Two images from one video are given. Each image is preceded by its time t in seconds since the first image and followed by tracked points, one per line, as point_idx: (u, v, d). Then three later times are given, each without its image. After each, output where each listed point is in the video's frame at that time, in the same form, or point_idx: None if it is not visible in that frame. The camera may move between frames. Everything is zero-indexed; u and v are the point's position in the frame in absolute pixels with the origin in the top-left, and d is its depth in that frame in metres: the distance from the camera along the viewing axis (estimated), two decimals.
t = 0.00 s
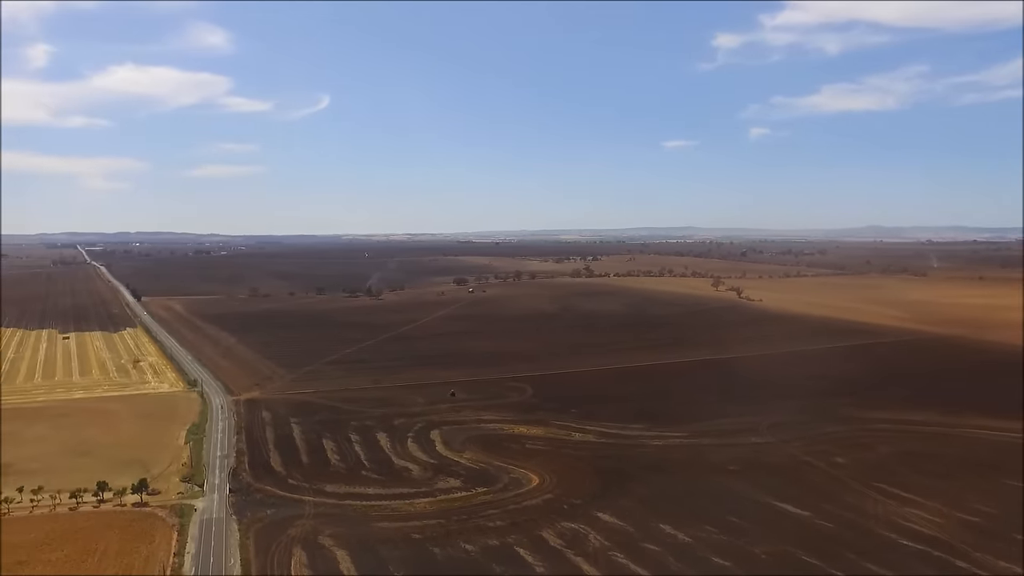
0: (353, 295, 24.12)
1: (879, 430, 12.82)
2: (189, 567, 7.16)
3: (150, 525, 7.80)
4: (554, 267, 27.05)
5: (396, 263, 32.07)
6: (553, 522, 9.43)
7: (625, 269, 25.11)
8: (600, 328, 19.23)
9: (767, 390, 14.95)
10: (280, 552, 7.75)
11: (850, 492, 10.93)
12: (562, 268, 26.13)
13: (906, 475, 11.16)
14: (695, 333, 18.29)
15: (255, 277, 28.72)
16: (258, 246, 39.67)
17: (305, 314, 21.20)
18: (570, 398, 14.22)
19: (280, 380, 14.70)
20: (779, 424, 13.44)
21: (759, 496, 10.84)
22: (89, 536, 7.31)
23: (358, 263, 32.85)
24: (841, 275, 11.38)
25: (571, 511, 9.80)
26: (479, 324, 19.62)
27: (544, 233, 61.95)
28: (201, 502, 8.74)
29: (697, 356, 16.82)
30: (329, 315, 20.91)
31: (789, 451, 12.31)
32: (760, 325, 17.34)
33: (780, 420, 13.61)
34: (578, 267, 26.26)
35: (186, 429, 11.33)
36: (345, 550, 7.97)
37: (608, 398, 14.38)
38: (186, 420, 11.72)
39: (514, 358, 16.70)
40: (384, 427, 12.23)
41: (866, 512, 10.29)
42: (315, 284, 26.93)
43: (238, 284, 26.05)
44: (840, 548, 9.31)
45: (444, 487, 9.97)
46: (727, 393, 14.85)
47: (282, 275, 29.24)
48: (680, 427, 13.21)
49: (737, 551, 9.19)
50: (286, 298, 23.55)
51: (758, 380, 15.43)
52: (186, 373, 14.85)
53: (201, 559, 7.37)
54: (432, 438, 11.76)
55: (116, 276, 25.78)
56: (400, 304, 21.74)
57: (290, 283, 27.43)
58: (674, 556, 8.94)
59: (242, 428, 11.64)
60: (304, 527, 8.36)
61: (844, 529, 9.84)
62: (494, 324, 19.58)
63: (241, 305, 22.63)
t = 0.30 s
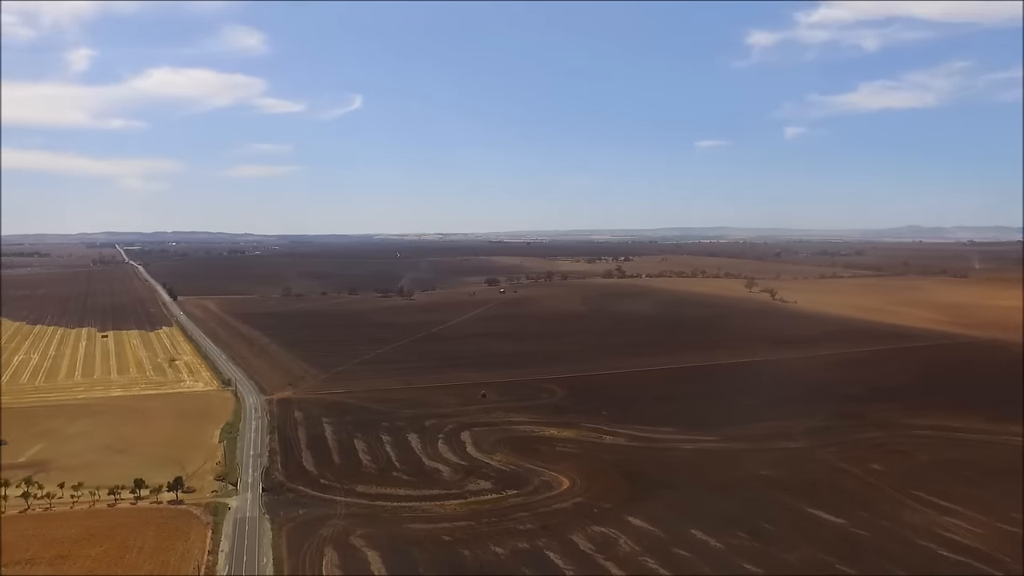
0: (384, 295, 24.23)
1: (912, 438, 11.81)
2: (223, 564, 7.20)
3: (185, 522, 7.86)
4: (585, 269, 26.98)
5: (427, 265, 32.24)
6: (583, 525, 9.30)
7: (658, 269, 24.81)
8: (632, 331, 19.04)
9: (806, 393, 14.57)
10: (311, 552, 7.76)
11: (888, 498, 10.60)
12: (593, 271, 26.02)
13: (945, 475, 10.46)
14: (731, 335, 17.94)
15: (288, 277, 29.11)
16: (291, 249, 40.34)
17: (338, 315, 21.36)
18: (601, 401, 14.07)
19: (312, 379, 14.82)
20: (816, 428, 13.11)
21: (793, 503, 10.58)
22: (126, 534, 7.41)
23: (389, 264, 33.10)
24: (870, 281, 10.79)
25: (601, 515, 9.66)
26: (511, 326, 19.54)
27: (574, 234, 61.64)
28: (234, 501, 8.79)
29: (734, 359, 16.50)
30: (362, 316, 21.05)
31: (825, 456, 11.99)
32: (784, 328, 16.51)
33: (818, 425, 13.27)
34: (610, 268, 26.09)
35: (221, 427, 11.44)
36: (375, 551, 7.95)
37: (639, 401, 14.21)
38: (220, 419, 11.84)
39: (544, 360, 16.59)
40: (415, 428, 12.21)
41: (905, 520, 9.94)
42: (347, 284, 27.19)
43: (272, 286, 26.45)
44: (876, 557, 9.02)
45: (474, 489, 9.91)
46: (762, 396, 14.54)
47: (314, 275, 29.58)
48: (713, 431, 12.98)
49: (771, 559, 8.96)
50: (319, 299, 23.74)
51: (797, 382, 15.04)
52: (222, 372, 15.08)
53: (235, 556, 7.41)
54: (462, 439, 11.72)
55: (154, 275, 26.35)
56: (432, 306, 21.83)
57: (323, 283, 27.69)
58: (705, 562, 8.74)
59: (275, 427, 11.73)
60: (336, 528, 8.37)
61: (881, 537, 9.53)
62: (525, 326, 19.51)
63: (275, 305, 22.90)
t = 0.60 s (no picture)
0: (416, 296, 24.32)
1: (953, 445, 10.77)
2: (256, 563, 7.23)
3: (220, 520, 7.92)
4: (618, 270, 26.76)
5: (459, 265, 32.36)
6: (613, 530, 9.16)
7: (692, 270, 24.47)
8: (666, 333, 18.81)
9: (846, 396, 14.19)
10: (343, 552, 7.76)
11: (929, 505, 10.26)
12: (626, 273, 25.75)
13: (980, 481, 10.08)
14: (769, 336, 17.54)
15: (322, 277, 29.44)
16: (325, 250, 40.89)
17: (371, 315, 21.49)
18: (633, 404, 13.91)
19: (345, 379, 14.91)
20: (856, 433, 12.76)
21: (828, 509, 10.32)
22: (163, 530, 7.49)
23: (421, 264, 33.26)
24: (903, 279, 10.40)
25: (632, 519, 9.52)
26: (543, 327, 19.47)
27: (605, 235, 61.27)
28: (268, 500, 8.84)
29: (771, 361, 16.17)
30: (395, 316, 21.15)
31: (863, 461, 11.65)
32: (807, 333, 15.79)
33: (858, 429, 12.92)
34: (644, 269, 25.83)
35: (256, 426, 11.56)
36: (406, 552, 7.91)
37: (672, 404, 14.02)
38: (254, 417, 11.95)
39: (576, 362, 16.46)
40: (446, 429, 12.19)
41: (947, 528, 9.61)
42: (379, 284, 27.38)
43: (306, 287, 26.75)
44: (915, 567, 8.73)
45: (506, 491, 9.84)
46: (799, 400, 14.22)
47: (348, 274, 29.83)
48: (748, 436, 12.74)
49: (805, 567, 8.72)
50: (353, 300, 23.91)
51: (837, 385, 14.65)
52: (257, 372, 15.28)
53: (268, 555, 7.44)
54: (493, 441, 11.66)
55: (192, 276, 26.85)
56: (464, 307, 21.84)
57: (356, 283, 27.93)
58: (737, 568, 8.54)
59: (308, 427, 11.80)
60: (367, 528, 8.36)
61: (919, 546, 9.23)
62: (557, 327, 19.41)
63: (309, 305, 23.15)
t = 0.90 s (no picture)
0: (453, 296, 24.35)
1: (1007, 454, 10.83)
2: (294, 561, 7.27)
3: (259, 518, 7.98)
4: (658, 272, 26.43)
5: (497, 265, 32.35)
6: (649, 535, 9.00)
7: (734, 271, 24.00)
8: (706, 335, 18.51)
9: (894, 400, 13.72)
10: (379, 552, 7.75)
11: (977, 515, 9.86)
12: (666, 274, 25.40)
13: None
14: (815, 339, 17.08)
15: (360, 277, 29.74)
16: (364, 252, 41.41)
17: (409, 315, 21.59)
18: (670, 407, 13.70)
19: (382, 379, 14.99)
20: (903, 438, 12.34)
21: (870, 518, 10.01)
22: (203, 527, 7.57)
23: (458, 264, 33.34)
24: (948, 280, 10.10)
25: (668, 525, 9.34)
26: (581, 328, 19.33)
27: (640, 236, 60.61)
28: (305, 499, 8.90)
29: (815, 365, 15.75)
30: (431, 316, 21.20)
31: (910, 467, 11.26)
32: (854, 337, 15.33)
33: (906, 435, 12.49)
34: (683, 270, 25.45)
35: (295, 425, 11.67)
36: (441, 553, 7.88)
37: (710, 407, 13.78)
38: (294, 416, 12.08)
39: (613, 364, 16.29)
40: (483, 430, 12.15)
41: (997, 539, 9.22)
42: (416, 284, 27.53)
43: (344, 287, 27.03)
44: None
45: (541, 493, 9.76)
46: (844, 404, 13.83)
47: (387, 275, 30.09)
48: (788, 441, 12.45)
49: None
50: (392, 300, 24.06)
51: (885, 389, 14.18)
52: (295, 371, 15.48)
53: (306, 553, 7.48)
54: (529, 443, 11.59)
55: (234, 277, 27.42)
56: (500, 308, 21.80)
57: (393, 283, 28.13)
58: None
59: (346, 426, 11.87)
60: (403, 529, 8.35)
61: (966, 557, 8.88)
62: (594, 329, 19.25)
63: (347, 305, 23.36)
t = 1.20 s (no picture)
0: (490, 296, 24.34)
1: None
2: (331, 560, 7.29)
3: (296, 517, 8.03)
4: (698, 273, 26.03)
5: (533, 265, 32.26)
6: (685, 540, 8.82)
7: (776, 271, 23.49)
8: (747, 338, 18.18)
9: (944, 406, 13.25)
10: (415, 552, 7.73)
11: None
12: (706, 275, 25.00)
13: None
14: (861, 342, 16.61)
15: (398, 277, 29.99)
16: (402, 252, 41.76)
17: (446, 316, 21.65)
18: (709, 411, 13.47)
19: (418, 379, 15.04)
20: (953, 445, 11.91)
21: (915, 527, 9.69)
22: (242, 524, 7.63)
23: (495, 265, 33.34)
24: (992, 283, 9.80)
25: (705, 530, 9.15)
26: (618, 330, 19.16)
27: (676, 236, 59.87)
28: (342, 498, 8.93)
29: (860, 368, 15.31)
30: (468, 316, 21.22)
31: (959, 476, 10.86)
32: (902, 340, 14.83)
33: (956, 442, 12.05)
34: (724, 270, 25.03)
35: (333, 424, 11.75)
36: (476, 555, 7.82)
37: (750, 411, 13.51)
38: (332, 416, 12.17)
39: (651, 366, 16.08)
40: (519, 432, 12.09)
41: None
42: (453, 284, 27.61)
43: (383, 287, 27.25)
44: None
45: (577, 496, 9.65)
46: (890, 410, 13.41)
47: (424, 275, 30.27)
48: (831, 447, 12.13)
49: None
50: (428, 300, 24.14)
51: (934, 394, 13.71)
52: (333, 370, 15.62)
53: (342, 552, 7.50)
54: (565, 445, 11.49)
55: (275, 278, 27.90)
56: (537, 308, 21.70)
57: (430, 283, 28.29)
58: None
59: (383, 426, 11.92)
60: (439, 530, 8.33)
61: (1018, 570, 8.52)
62: (632, 330, 19.05)
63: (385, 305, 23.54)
